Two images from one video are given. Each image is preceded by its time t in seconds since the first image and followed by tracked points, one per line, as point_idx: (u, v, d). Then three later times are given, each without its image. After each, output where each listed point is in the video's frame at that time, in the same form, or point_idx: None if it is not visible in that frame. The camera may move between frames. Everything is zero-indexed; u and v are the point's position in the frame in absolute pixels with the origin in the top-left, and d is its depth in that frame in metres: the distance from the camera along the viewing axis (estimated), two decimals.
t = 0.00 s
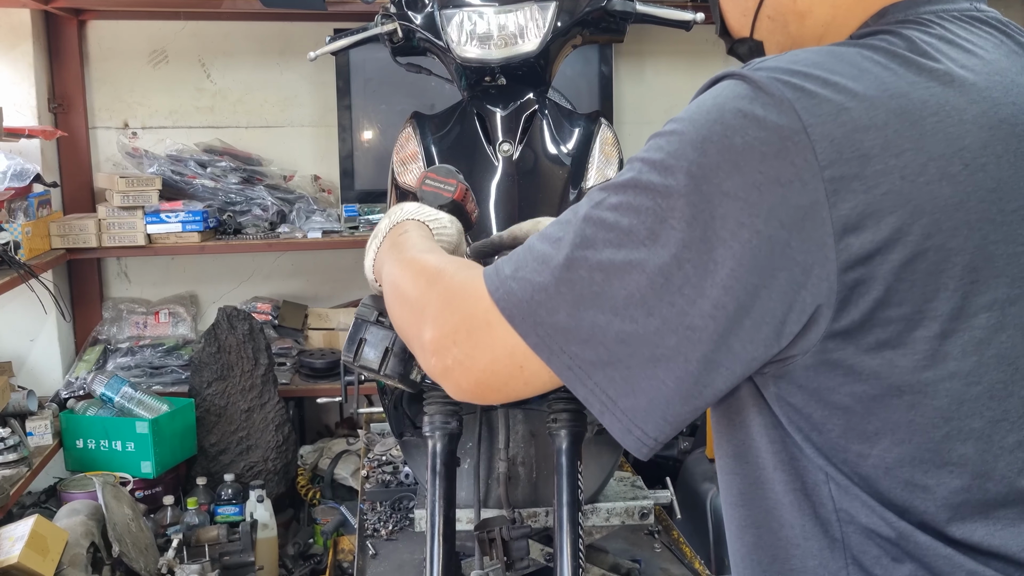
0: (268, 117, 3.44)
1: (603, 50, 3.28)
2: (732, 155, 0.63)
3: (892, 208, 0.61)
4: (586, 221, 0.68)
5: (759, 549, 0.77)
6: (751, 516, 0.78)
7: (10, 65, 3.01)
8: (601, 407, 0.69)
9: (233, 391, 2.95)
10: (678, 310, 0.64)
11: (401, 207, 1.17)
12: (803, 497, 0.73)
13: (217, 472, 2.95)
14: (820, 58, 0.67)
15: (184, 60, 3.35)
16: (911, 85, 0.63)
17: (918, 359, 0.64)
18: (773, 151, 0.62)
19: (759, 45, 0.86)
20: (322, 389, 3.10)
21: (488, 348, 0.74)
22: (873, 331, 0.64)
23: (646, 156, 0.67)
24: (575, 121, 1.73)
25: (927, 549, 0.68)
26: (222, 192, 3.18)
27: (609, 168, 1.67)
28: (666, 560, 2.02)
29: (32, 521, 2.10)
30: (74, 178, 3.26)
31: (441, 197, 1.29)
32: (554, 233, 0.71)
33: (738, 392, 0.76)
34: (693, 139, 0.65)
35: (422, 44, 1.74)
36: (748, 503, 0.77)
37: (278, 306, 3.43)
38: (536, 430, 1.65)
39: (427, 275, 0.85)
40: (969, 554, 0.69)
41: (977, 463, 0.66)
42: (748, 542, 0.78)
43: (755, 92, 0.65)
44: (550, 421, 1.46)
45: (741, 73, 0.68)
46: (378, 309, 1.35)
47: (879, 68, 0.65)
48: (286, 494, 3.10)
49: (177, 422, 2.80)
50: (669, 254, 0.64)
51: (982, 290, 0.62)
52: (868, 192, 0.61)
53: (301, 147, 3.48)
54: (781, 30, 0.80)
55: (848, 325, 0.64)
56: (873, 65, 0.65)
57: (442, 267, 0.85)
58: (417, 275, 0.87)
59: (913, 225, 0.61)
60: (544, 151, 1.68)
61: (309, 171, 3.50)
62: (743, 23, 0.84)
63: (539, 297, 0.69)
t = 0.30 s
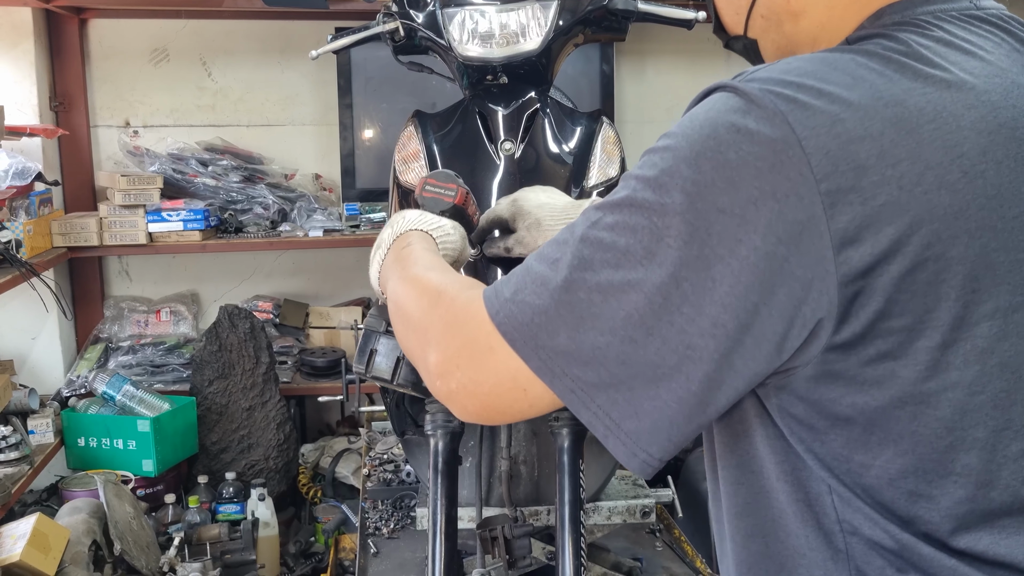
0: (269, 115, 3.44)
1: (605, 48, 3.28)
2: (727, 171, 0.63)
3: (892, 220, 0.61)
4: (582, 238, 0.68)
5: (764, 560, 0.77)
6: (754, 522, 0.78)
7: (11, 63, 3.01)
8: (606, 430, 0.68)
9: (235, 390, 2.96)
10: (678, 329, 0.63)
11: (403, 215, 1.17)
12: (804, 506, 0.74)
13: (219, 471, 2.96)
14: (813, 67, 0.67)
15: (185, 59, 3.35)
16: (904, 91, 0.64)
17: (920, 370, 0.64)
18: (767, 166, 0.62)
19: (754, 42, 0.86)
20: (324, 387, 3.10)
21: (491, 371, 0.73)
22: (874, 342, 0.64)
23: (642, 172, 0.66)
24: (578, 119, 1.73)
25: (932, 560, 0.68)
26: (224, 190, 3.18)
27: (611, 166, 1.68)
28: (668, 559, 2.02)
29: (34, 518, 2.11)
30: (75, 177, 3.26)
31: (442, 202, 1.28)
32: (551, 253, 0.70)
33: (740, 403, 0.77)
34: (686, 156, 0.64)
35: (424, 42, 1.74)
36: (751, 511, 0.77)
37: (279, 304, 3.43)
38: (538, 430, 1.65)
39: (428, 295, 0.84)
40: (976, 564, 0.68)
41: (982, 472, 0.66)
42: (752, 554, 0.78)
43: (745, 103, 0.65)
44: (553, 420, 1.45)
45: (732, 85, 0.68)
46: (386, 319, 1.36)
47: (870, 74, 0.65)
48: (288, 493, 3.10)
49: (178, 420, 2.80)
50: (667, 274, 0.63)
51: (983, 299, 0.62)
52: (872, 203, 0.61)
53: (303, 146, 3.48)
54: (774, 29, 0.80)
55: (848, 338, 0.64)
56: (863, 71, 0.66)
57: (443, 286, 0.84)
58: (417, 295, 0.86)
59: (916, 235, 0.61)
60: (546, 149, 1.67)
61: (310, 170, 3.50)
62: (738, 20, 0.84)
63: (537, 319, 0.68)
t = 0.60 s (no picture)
0: (270, 114, 3.44)
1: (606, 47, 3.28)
2: (720, 181, 0.62)
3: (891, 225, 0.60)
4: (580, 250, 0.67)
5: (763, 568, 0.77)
6: (755, 528, 0.77)
7: (12, 62, 3.01)
8: (606, 443, 0.69)
9: (235, 388, 2.96)
10: (676, 340, 0.63)
11: (405, 220, 1.18)
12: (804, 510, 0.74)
13: (220, 469, 2.98)
14: (805, 71, 0.66)
15: (186, 57, 3.34)
16: (899, 92, 0.63)
17: (922, 375, 0.63)
18: (761, 175, 0.61)
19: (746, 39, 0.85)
20: (325, 386, 3.11)
21: (490, 386, 0.73)
22: (874, 350, 0.64)
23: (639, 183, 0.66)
24: (578, 118, 1.72)
25: (936, 566, 0.68)
26: (224, 189, 3.18)
27: (612, 165, 1.67)
28: (668, 557, 2.02)
29: (36, 516, 2.11)
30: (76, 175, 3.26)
31: (443, 205, 1.28)
32: (547, 264, 0.69)
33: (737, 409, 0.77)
34: (680, 167, 0.64)
35: (425, 41, 1.74)
36: (752, 518, 0.77)
37: (280, 303, 3.43)
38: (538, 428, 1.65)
39: (430, 306, 0.84)
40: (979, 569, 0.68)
41: (986, 477, 0.65)
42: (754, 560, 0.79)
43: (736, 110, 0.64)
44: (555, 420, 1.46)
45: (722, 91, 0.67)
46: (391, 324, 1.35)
47: (864, 76, 0.65)
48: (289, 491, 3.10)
49: (179, 419, 2.80)
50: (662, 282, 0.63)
51: (984, 303, 0.62)
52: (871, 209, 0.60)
53: (303, 145, 3.48)
54: (765, 27, 0.79)
55: (848, 346, 0.64)
56: (856, 72, 0.65)
57: (445, 298, 0.84)
58: (418, 306, 0.86)
59: (918, 241, 0.60)
60: (547, 147, 1.67)
61: (311, 169, 3.50)
62: (729, 17, 0.83)
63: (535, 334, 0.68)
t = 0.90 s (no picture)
0: (271, 113, 3.43)
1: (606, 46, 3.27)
2: (724, 198, 0.61)
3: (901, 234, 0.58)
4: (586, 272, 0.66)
5: None
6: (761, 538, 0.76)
7: (12, 62, 3.01)
8: (628, 476, 0.66)
9: (235, 387, 2.95)
10: (691, 364, 0.62)
11: (391, 235, 1.16)
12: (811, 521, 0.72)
13: (220, 468, 2.98)
14: (803, 75, 0.65)
15: (186, 57, 3.34)
16: (901, 93, 0.62)
17: (936, 384, 0.61)
18: (766, 188, 0.60)
19: (745, 62, 0.84)
20: (325, 385, 3.11)
21: (506, 425, 0.73)
22: (886, 361, 0.61)
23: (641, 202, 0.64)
24: (579, 117, 1.72)
25: None
26: (224, 188, 3.18)
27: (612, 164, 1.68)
28: (668, 557, 2.02)
29: (36, 516, 2.11)
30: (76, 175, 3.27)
31: (428, 212, 1.26)
32: (551, 294, 0.67)
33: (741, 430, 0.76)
34: (682, 187, 0.62)
35: (425, 40, 1.74)
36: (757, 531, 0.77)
37: (280, 302, 3.43)
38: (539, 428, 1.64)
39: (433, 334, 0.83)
40: None
41: (1005, 488, 0.63)
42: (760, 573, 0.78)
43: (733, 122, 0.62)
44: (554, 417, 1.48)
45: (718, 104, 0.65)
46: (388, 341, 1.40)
47: (864, 79, 0.63)
48: (290, 490, 3.10)
49: (179, 418, 2.80)
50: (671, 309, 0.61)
51: (997, 310, 0.60)
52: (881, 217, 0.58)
53: (303, 144, 3.48)
54: (762, 35, 0.78)
55: (860, 358, 0.61)
56: (854, 76, 0.64)
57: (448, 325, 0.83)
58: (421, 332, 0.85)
59: (929, 247, 0.59)
60: (547, 147, 1.66)
61: (311, 168, 3.50)
62: (725, 34, 0.82)
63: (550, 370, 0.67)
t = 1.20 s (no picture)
0: (270, 111, 3.43)
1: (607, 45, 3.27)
2: (786, 253, 0.57)
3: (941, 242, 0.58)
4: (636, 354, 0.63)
5: None
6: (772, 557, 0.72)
7: (12, 61, 3.02)
8: None
9: (235, 387, 2.95)
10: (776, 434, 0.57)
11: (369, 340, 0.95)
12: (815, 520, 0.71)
13: (220, 467, 2.99)
14: (800, 92, 0.62)
15: (185, 55, 3.34)
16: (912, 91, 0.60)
17: (986, 398, 0.61)
18: (821, 229, 0.56)
19: (730, 86, 0.81)
20: (325, 385, 3.09)
21: None
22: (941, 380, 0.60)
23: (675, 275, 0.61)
24: (578, 116, 1.72)
25: None
26: (224, 187, 3.18)
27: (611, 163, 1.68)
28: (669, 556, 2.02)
29: (36, 514, 2.11)
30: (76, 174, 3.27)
31: (400, 291, 1.04)
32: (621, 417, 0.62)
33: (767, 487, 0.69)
34: (728, 242, 0.59)
35: (425, 39, 1.74)
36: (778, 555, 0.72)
37: (281, 301, 3.43)
38: (538, 427, 1.64)
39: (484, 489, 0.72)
40: None
41: None
42: None
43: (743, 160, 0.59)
44: (555, 417, 1.46)
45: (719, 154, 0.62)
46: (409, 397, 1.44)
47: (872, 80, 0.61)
48: (289, 489, 3.10)
49: (179, 417, 2.79)
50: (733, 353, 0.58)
51: None
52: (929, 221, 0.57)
53: (303, 143, 3.47)
54: (740, 57, 0.76)
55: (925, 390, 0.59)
56: (858, 82, 0.62)
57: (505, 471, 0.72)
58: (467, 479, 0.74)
59: (972, 247, 0.58)
60: (547, 146, 1.67)
61: (311, 166, 3.49)
62: (704, 60, 0.80)
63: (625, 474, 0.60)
